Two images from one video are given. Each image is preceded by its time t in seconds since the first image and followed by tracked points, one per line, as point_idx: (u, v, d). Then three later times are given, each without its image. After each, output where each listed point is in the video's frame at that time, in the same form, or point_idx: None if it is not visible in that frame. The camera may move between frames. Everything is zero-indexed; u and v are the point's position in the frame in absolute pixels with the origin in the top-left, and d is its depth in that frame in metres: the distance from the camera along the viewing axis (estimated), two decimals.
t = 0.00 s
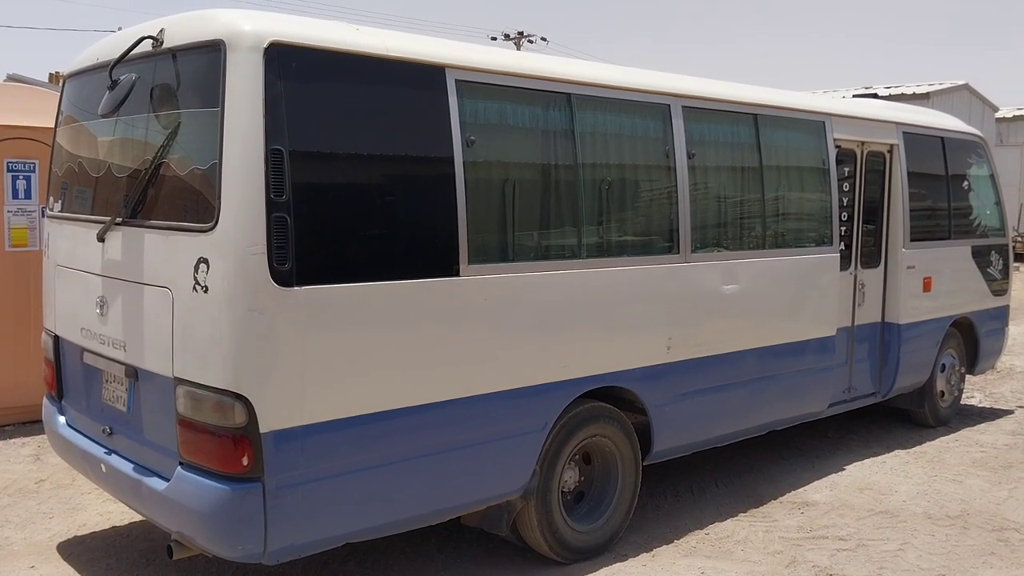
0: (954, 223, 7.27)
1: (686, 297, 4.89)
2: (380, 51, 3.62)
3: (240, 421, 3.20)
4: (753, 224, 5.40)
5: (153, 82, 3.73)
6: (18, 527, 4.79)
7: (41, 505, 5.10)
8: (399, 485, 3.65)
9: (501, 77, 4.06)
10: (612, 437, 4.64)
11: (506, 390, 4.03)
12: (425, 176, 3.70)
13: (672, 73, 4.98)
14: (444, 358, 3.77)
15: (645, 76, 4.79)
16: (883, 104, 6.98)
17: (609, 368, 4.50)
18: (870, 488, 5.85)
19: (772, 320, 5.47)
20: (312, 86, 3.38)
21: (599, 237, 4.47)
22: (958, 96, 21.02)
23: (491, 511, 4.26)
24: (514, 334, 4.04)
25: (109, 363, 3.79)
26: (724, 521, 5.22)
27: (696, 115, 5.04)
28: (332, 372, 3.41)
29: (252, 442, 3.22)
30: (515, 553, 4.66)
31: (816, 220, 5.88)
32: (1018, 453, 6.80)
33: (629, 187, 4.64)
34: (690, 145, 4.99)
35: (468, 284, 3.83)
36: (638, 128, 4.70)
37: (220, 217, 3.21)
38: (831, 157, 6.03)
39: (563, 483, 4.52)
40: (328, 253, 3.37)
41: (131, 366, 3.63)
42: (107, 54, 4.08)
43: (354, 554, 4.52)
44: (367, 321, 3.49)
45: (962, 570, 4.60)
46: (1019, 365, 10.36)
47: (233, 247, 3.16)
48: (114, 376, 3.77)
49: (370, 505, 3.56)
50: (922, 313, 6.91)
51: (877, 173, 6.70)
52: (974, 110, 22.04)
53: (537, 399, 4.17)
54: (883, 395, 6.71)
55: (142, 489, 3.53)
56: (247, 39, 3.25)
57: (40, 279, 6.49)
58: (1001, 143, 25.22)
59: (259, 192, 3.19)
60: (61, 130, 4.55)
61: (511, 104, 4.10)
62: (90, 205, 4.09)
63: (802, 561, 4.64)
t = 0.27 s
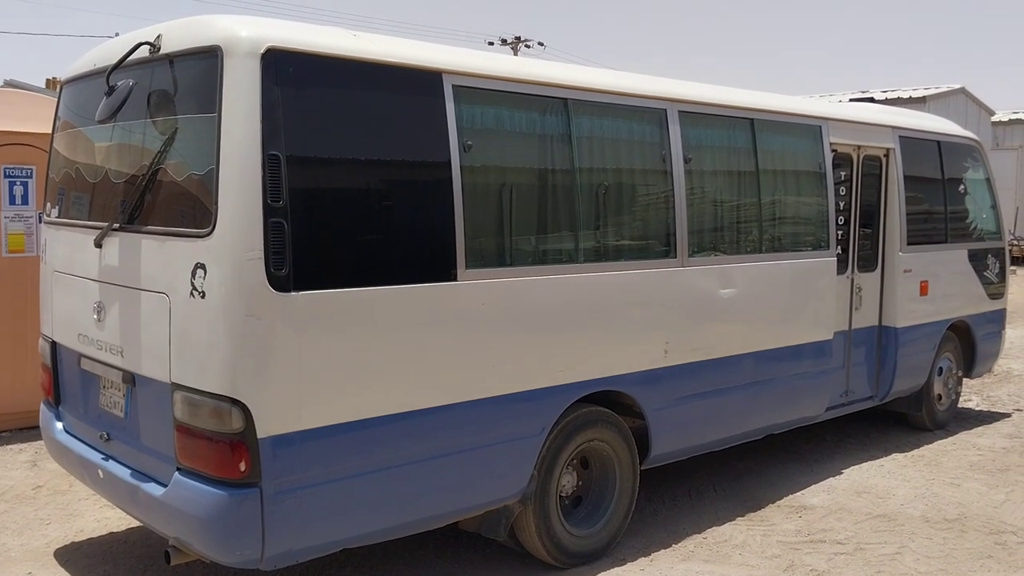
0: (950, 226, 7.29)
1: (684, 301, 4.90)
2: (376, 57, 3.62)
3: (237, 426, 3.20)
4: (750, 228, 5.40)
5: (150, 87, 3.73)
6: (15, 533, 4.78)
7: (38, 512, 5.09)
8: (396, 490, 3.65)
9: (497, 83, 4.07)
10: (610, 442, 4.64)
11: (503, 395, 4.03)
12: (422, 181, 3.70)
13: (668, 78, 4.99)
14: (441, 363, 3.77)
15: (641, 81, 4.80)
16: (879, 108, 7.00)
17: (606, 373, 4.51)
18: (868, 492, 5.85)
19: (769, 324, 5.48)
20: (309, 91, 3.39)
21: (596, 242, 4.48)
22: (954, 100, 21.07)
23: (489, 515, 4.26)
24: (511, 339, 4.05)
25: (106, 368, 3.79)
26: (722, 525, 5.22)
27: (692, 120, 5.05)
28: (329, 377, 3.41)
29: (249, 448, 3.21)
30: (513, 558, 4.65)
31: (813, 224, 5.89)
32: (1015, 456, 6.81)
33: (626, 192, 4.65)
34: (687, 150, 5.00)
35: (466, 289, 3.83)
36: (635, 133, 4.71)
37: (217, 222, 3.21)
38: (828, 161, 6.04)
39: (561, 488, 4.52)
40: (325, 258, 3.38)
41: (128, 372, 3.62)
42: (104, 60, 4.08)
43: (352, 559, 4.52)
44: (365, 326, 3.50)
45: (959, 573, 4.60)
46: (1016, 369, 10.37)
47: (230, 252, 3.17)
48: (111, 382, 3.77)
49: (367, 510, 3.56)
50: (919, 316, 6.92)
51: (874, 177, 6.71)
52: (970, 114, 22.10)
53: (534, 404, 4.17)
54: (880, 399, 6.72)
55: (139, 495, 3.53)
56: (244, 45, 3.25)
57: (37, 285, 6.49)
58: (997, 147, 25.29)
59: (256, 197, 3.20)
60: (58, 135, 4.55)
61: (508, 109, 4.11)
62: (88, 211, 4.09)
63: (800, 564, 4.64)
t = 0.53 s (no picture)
0: (948, 229, 7.30)
1: (682, 304, 4.90)
2: (375, 61, 3.63)
3: (235, 431, 3.19)
4: (748, 232, 5.41)
5: (148, 92, 3.74)
6: (13, 539, 4.77)
7: (36, 517, 5.08)
8: (395, 494, 3.65)
9: (495, 87, 4.07)
10: (608, 446, 4.64)
11: (502, 399, 4.03)
12: (420, 185, 3.71)
13: (666, 81, 5.00)
14: (440, 367, 3.77)
15: (639, 85, 4.81)
16: (877, 112, 7.01)
17: (605, 376, 4.51)
18: (867, 495, 5.85)
19: (767, 327, 5.48)
20: (307, 96, 3.39)
21: (595, 245, 4.48)
22: (951, 103, 21.11)
23: (488, 519, 4.25)
24: (510, 342, 4.05)
25: (104, 373, 3.79)
26: (721, 529, 5.21)
27: (690, 123, 5.06)
28: (327, 382, 3.41)
29: (247, 452, 3.21)
30: (512, 562, 4.65)
31: (811, 227, 5.89)
32: (1014, 459, 6.81)
33: (624, 195, 4.65)
34: (685, 153, 5.00)
35: (464, 292, 3.83)
36: (633, 137, 4.72)
37: (215, 227, 3.21)
38: (826, 164, 6.05)
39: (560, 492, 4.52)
40: (323, 262, 3.38)
41: (126, 377, 3.62)
42: (103, 65, 4.08)
43: (351, 563, 4.51)
44: (363, 330, 3.49)
45: None
46: (1015, 371, 10.38)
47: (228, 257, 3.16)
48: (109, 387, 3.77)
49: (366, 515, 3.56)
50: (917, 320, 6.93)
51: (872, 180, 6.72)
52: (967, 117, 22.14)
53: (533, 408, 4.17)
54: (879, 402, 6.72)
55: (137, 500, 3.52)
56: (242, 49, 3.26)
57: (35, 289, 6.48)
58: (995, 150, 25.34)
59: (254, 202, 3.20)
60: (56, 140, 4.55)
61: (506, 113, 4.11)
62: (86, 215, 4.09)
63: (799, 568, 4.64)
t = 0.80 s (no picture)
0: (946, 233, 7.31)
1: (680, 308, 4.90)
2: (373, 66, 3.63)
3: (234, 435, 3.19)
4: (746, 235, 5.42)
5: (146, 97, 3.74)
6: (11, 544, 4.76)
7: (34, 522, 5.07)
8: (394, 499, 3.65)
9: (493, 91, 4.08)
10: (607, 449, 4.64)
11: (500, 403, 4.03)
12: (418, 189, 3.71)
13: (663, 86, 5.01)
14: (438, 371, 3.77)
15: (637, 89, 4.82)
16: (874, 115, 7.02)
17: (603, 380, 4.51)
18: (865, 499, 5.86)
19: (765, 331, 5.49)
20: (305, 100, 3.39)
21: (592, 249, 4.48)
22: (948, 107, 21.15)
23: (486, 523, 4.25)
24: (508, 346, 4.05)
25: (103, 378, 3.79)
26: (720, 533, 5.21)
27: (687, 127, 5.07)
28: (325, 386, 3.41)
29: (246, 456, 3.21)
30: (510, 566, 4.65)
31: (809, 231, 5.90)
32: (1012, 462, 6.82)
33: (622, 199, 4.66)
34: (682, 157, 5.01)
35: (462, 296, 3.83)
36: (630, 141, 4.73)
37: (214, 231, 3.21)
38: (823, 168, 6.06)
39: (558, 495, 4.52)
40: (321, 267, 3.38)
41: (125, 381, 3.62)
42: (101, 70, 4.08)
43: (349, 568, 4.51)
44: (361, 334, 3.50)
45: None
46: (1012, 375, 10.39)
47: (226, 261, 3.17)
48: (108, 391, 3.76)
49: (364, 519, 3.56)
50: (915, 323, 6.93)
51: (869, 184, 6.73)
52: (964, 120, 22.18)
53: (531, 412, 4.17)
54: (877, 405, 6.73)
55: (136, 504, 3.52)
56: (240, 54, 3.26)
57: (33, 295, 6.48)
58: (992, 154, 25.40)
59: (252, 206, 3.20)
60: (55, 145, 4.55)
61: (503, 117, 4.12)
62: (84, 220, 4.09)
63: (797, 571, 4.64)
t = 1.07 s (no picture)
0: (944, 235, 7.31)
1: (679, 310, 4.91)
2: (372, 68, 3.64)
3: (233, 437, 3.19)
4: (745, 238, 5.42)
5: (146, 99, 3.74)
6: (10, 546, 4.76)
7: (33, 524, 5.07)
8: (393, 501, 3.65)
9: (492, 94, 4.09)
10: (606, 451, 4.64)
11: (499, 405, 4.03)
12: (417, 191, 3.72)
13: (662, 88, 5.01)
14: (437, 373, 3.77)
15: (636, 92, 4.83)
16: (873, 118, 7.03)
17: (602, 382, 4.51)
18: (864, 501, 5.86)
19: (764, 333, 5.49)
20: (304, 103, 3.40)
21: (591, 251, 4.49)
22: (947, 109, 21.17)
23: (485, 525, 4.25)
24: (507, 348, 4.05)
25: (102, 380, 3.79)
26: (719, 535, 5.22)
27: (686, 130, 5.08)
28: (324, 388, 3.41)
29: (245, 458, 3.21)
30: (509, 569, 4.64)
31: (808, 234, 5.91)
32: (1011, 465, 6.82)
33: (620, 202, 4.66)
34: (681, 160, 5.02)
35: (462, 299, 3.84)
36: (629, 143, 4.74)
37: (213, 233, 3.22)
38: (822, 170, 6.07)
39: (557, 498, 4.52)
40: (321, 268, 3.38)
41: (124, 383, 3.62)
42: (101, 72, 4.09)
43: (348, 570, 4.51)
44: (360, 336, 3.50)
45: None
46: (1011, 377, 10.40)
47: (226, 263, 3.17)
48: (107, 393, 3.77)
49: (363, 521, 3.56)
50: (914, 325, 6.94)
51: (868, 187, 6.74)
52: (963, 123, 22.22)
53: (530, 414, 4.17)
54: (876, 408, 6.73)
55: (135, 506, 3.52)
56: (239, 56, 3.27)
57: (32, 297, 6.48)
58: (991, 156, 25.43)
59: (252, 208, 3.21)
60: (54, 147, 4.56)
61: (502, 120, 4.12)
62: (83, 222, 4.09)
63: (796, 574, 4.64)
